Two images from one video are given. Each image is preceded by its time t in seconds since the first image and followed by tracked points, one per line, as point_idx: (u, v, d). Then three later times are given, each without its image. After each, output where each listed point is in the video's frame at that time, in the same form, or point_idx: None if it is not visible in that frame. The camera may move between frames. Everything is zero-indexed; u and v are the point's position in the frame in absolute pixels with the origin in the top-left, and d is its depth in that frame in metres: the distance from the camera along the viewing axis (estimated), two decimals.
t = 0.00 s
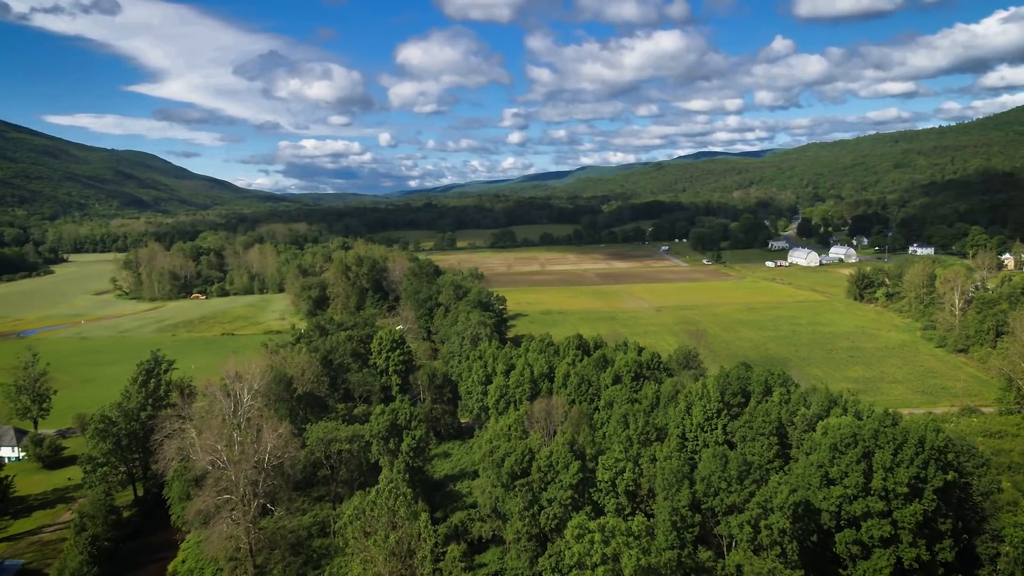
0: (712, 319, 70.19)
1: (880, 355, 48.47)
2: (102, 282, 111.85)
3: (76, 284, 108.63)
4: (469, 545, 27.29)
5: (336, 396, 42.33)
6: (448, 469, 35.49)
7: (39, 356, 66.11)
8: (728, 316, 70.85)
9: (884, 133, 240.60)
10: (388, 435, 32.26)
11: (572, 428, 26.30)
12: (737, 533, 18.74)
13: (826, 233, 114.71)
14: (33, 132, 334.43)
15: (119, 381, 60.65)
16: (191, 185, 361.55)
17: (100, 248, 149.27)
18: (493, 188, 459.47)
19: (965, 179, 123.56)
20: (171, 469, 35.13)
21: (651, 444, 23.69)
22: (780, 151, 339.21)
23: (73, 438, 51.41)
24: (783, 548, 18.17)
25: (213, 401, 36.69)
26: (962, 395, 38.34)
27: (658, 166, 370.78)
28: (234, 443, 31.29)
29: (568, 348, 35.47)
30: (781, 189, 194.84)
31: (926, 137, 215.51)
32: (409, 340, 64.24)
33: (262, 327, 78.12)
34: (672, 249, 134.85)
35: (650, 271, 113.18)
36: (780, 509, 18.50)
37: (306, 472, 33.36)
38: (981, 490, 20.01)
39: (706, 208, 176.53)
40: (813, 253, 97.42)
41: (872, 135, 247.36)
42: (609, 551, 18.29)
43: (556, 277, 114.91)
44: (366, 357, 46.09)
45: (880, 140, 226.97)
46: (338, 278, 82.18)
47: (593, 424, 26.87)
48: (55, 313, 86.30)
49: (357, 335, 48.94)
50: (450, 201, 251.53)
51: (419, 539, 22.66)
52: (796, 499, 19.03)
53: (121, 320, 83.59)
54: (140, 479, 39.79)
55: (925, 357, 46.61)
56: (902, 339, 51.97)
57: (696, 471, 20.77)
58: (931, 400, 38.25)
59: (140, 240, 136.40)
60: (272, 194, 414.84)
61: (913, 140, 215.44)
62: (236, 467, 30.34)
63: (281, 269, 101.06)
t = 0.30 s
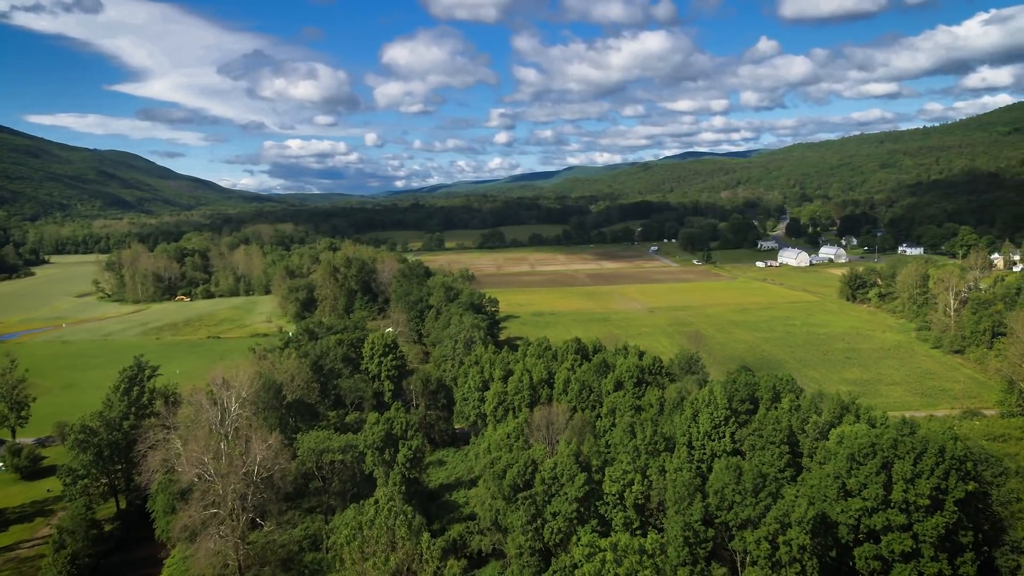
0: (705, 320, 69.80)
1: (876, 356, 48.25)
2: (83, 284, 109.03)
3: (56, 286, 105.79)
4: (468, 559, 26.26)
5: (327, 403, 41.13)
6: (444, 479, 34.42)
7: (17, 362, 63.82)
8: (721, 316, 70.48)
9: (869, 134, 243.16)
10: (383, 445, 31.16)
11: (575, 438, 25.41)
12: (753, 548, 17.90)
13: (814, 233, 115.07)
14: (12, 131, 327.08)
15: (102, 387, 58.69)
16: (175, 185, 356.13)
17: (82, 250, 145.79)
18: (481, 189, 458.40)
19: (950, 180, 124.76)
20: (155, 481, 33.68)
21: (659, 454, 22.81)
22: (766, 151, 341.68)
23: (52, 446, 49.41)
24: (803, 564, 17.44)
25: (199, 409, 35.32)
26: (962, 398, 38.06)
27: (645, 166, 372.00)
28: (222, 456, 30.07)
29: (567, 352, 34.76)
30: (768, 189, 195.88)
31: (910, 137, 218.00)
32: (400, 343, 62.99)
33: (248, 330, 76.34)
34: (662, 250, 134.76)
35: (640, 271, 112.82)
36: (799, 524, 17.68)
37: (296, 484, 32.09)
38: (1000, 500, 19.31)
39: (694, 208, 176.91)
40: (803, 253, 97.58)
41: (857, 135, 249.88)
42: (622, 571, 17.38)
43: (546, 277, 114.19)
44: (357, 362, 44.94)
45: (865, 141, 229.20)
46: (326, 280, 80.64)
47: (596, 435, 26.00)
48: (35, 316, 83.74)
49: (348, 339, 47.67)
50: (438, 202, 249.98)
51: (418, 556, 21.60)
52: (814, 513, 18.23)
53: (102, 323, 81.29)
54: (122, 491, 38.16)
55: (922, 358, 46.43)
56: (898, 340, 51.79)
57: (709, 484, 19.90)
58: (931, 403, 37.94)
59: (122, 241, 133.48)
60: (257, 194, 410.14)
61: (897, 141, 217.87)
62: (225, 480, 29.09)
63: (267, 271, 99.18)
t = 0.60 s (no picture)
0: (699, 321, 69.41)
1: (873, 358, 48.06)
2: (65, 286, 106.47)
3: (37, 288, 103.14)
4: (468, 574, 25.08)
5: (318, 410, 40.07)
6: (441, 487, 33.51)
7: None
8: (715, 318, 70.08)
9: (855, 136, 245.43)
10: (379, 455, 30.13)
11: (578, 447, 24.59)
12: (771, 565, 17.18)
13: (805, 234, 115.33)
14: None
15: (85, 393, 56.92)
16: (159, 185, 350.78)
17: (66, 251, 142.59)
18: (469, 189, 457.11)
19: (938, 180, 125.81)
20: (140, 492, 32.31)
21: (667, 463, 22.07)
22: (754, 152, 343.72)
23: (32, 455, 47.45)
24: None
25: (186, 418, 34.08)
26: (962, 400, 37.81)
27: (633, 167, 372.80)
28: (211, 468, 28.95)
29: (566, 356, 33.98)
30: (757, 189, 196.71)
31: (897, 138, 220.14)
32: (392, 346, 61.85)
33: (236, 333, 74.75)
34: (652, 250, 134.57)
35: (632, 272, 112.42)
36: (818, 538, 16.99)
37: (287, 495, 30.99)
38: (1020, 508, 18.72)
39: (684, 208, 177.08)
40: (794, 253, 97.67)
41: (844, 136, 252.02)
42: None
43: (537, 278, 113.43)
44: (350, 367, 43.82)
45: (851, 142, 231.21)
46: (314, 281, 79.16)
47: (600, 444, 25.21)
48: (15, 319, 81.35)
49: (339, 343, 46.46)
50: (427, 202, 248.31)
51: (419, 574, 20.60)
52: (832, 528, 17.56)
53: (85, 326, 79.19)
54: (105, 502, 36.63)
55: (919, 360, 46.22)
56: (895, 341, 51.61)
57: (722, 496, 19.13)
58: (932, 405, 37.68)
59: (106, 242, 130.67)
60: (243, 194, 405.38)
61: (884, 142, 219.79)
62: (214, 493, 28.03)
63: (254, 272, 97.41)
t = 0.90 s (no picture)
0: (693, 322, 69.13)
1: (870, 359, 47.99)
2: (47, 288, 103.97)
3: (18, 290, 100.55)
4: None
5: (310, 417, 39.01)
6: (439, 495, 32.63)
7: None
8: (709, 318, 69.82)
9: (842, 137, 247.83)
10: (377, 465, 29.12)
11: (584, 456, 23.83)
12: None
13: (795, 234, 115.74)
14: None
15: (69, 398, 55.23)
16: (143, 185, 345.35)
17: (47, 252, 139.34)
18: (458, 189, 455.64)
19: (925, 180, 127.00)
20: (125, 505, 30.93)
21: (678, 472, 21.37)
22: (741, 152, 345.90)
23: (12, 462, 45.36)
24: None
25: (173, 427, 32.81)
26: (962, 402, 37.71)
27: (622, 167, 373.55)
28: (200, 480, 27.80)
29: (566, 361, 33.26)
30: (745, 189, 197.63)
31: (883, 138, 222.46)
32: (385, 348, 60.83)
33: (224, 335, 73.22)
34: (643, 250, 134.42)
35: (623, 272, 112.12)
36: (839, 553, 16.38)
37: (279, 506, 29.87)
38: None
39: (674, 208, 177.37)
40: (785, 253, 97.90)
41: (831, 137, 254.32)
42: None
43: (528, 279, 112.74)
44: (343, 371, 42.84)
45: (838, 142, 233.31)
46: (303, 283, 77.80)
47: (606, 453, 24.49)
48: None
49: (331, 346, 45.36)
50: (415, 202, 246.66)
51: None
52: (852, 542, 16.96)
53: (69, 329, 77.14)
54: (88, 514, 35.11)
55: (916, 360, 46.13)
56: (891, 342, 51.59)
57: (737, 508, 18.40)
58: (931, 406, 37.53)
59: (89, 243, 127.99)
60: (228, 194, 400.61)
61: (870, 142, 221.98)
62: (203, 507, 26.89)
63: (242, 274, 95.75)
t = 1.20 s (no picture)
0: (688, 322, 68.78)
1: (867, 360, 47.84)
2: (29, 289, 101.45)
3: None
4: None
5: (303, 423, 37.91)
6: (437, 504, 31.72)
7: None
8: (704, 319, 69.53)
9: (829, 137, 250.18)
10: (374, 476, 28.10)
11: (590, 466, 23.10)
12: None
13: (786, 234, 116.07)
14: None
15: (52, 404, 53.52)
16: (127, 185, 339.88)
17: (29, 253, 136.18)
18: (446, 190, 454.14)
19: (913, 181, 128.13)
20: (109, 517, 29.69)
21: (689, 481, 20.74)
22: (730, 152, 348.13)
23: None
24: None
25: (161, 436, 31.57)
26: (963, 403, 37.50)
27: (611, 167, 374.36)
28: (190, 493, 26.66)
29: (567, 365, 32.55)
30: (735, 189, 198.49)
31: (870, 139, 224.83)
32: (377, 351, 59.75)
33: (211, 338, 71.63)
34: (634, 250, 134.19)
35: (615, 273, 111.77)
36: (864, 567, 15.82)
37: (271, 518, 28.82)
38: None
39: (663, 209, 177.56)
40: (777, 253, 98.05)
41: (818, 138, 256.60)
42: None
43: (520, 280, 111.98)
44: (336, 376, 41.80)
45: (825, 142, 235.31)
46: (293, 284, 76.37)
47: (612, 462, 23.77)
48: None
49: (323, 349, 44.24)
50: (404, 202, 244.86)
51: None
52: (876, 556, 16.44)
53: (51, 332, 75.08)
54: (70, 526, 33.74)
55: (913, 362, 45.96)
56: (889, 342, 51.51)
57: (756, 520, 17.76)
58: (933, 408, 37.29)
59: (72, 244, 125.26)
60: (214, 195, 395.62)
61: (857, 143, 224.15)
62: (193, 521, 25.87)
63: (229, 275, 94.01)
